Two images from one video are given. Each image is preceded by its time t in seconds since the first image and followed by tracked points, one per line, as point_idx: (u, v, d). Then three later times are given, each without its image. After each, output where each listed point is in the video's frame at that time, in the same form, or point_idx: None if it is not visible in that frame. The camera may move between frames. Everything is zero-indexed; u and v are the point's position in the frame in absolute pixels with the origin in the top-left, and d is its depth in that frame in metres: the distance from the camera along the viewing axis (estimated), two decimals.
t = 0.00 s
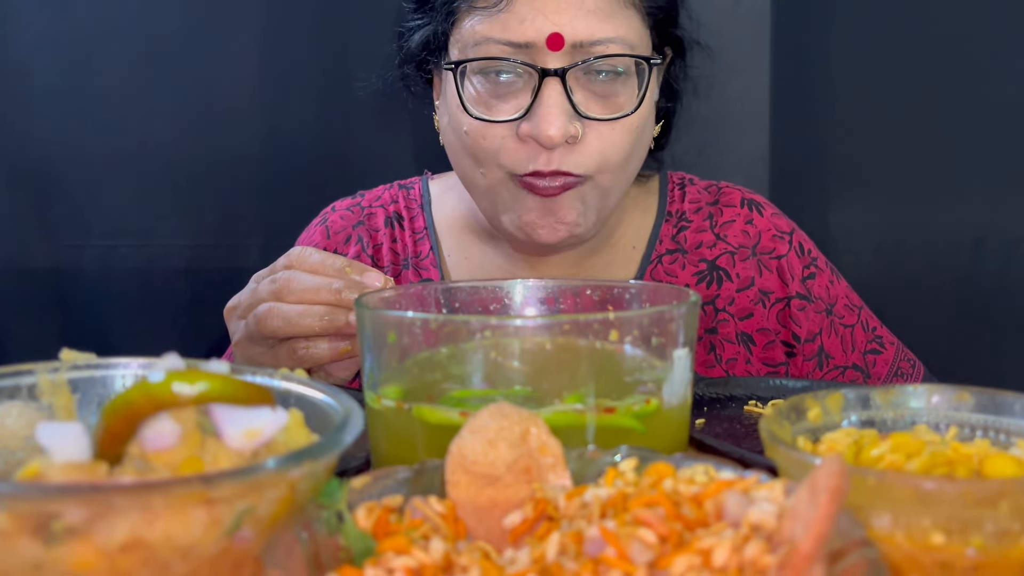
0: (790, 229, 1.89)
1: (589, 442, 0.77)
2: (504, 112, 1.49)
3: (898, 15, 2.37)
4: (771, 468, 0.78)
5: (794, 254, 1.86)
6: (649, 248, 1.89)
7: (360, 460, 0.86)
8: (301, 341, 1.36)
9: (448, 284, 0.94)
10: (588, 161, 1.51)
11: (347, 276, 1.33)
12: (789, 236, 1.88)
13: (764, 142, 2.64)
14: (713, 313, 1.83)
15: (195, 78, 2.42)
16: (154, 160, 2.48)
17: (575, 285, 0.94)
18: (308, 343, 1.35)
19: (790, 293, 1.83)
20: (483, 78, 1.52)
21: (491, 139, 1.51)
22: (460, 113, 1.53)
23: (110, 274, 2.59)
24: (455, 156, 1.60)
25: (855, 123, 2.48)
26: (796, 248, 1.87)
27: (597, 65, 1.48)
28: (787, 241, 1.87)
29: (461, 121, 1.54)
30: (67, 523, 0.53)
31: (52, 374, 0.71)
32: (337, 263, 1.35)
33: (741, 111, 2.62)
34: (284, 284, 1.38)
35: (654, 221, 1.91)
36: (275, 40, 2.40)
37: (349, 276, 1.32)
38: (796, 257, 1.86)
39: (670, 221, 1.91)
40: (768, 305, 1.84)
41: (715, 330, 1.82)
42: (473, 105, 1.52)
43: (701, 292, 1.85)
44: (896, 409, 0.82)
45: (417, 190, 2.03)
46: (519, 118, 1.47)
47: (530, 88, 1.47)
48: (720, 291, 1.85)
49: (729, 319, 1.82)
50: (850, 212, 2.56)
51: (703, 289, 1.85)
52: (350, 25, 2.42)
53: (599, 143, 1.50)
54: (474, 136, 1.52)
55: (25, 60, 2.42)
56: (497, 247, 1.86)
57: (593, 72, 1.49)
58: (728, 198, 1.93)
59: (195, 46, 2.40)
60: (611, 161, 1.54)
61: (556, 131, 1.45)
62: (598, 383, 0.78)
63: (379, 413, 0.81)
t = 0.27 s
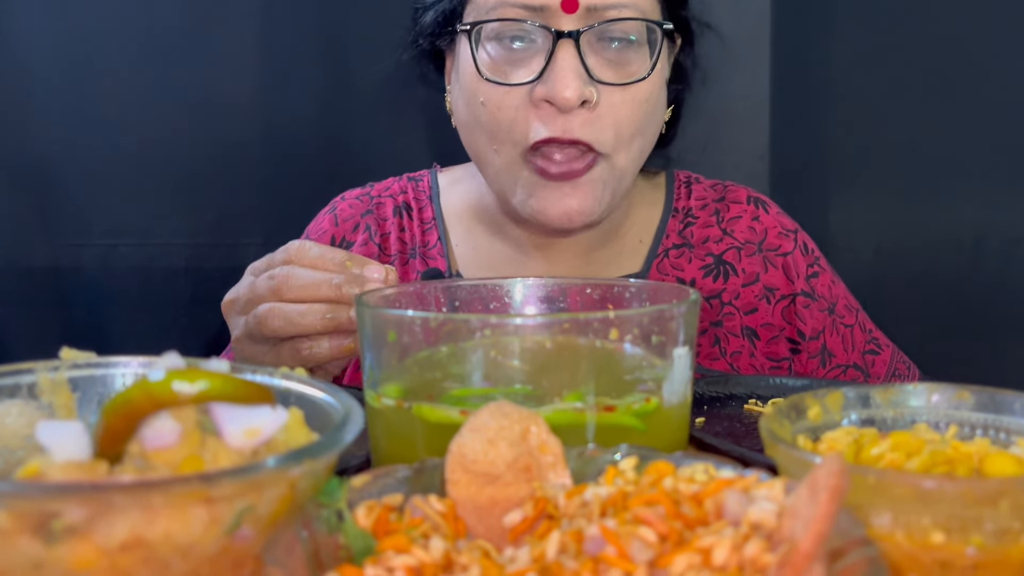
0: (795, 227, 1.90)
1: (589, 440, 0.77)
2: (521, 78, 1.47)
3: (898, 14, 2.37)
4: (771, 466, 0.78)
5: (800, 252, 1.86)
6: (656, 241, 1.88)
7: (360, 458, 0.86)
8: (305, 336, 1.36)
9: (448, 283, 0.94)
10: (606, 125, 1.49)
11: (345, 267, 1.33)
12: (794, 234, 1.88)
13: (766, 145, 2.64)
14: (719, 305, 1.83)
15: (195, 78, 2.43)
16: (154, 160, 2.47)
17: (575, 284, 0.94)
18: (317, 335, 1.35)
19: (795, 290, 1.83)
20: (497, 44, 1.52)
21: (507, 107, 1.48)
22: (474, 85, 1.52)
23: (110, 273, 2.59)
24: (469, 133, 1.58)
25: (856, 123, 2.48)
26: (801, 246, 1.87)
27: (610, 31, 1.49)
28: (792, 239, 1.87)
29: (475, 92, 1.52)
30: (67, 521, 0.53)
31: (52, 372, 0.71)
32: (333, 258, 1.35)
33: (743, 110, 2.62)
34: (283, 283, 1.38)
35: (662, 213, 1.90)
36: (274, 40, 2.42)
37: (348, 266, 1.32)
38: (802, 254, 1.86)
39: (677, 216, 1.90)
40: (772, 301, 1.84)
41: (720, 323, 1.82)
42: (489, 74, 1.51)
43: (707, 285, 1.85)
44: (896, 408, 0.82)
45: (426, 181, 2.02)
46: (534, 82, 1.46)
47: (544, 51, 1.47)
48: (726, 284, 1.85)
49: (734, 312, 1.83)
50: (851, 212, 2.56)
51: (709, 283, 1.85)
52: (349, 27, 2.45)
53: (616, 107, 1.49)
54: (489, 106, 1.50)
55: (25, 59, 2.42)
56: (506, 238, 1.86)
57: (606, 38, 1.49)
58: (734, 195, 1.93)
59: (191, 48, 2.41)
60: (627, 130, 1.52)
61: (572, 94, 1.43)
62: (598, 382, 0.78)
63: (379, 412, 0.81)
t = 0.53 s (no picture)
0: (813, 234, 1.87)
1: (590, 440, 0.77)
2: (550, 43, 1.46)
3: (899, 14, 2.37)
4: (772, 466, 0.78)
5: (817, 259, 1.84)
6: (678, 238, 1.82)
7: (359, 458, 0.86)
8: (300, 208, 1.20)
9: (448, 282, 0.94)
10: (635, 93, 1.48)
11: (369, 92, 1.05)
12: (812, 240, 1.86)
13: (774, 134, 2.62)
14: (739, 309, 1.79)
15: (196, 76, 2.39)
16: (154, 159, 2.43)
17: (575, 283, 0.94)
18: (312, 210, 1.19)
19: (813, 296, 1.81)
20: (528, 12, 1.49)
21: (535, 70, 1.46)
22: (500, 52, 1.50)
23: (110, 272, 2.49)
24: (490, 102, 1.55)
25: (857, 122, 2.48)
26: (817, 254, 1.85)
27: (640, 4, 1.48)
28: (810, 245, 1.85)
29: (501, 58, 1.50)
30: (67, 520, 0.53)
31: (51, 372, 0.71)
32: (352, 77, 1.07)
33: (748, 105, 2.61)
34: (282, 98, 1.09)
35: (682, 213, 1.85)
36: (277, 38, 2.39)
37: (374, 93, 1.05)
38: (819, 261, 1.84)
39: (698, 217, 1.85)
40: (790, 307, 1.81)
41: (740, 326, 1.78)
42: (517, 40, 1.48)
43: (728, 288, 1.79)
44: (897, 408, 0.82)
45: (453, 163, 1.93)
46: (563, 47, 1.44)
47: (573, 19, 1.46)
48: (746, 288, 1.80)
49: (754, 316, 1.79)
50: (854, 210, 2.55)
51: (729, 286, 1.80)
52: (356, 21, 2.41)
53: (644, 76, 1.49)
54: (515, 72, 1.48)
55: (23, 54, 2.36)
56: (528, 229, 1.78)
57: (635, 10, 1.48)
58: (754, 197, 1.90)
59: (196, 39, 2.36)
60: (656, 96, 1.52)
61: (602, 57, 1.42)
62: (598, 381, 0.77)
63: (378, 411, 0.81)
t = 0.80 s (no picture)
0: (829, 241, 1.83)
1: (589, 440, 0.77)
2: (580, 22, 1.44)
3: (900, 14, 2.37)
4: (773, 466, 0.78)
5: (832, 266, 1.79)
6: (697, 246, 1.77)
7: (360, 458, 0.86)
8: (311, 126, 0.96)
9: (448, 281, 0.94)
10: (660, 84, 1.48)
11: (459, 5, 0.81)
12: (828, 247, 1.81)
13: (781, 133, 2.61)
14: (760, 317, 1.72)
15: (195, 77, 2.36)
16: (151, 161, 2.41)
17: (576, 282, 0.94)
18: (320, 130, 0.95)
19: (828, 304, 1.76)
20: None
21: (561, 52, 1.45)
22: (525, 33, 1.48)
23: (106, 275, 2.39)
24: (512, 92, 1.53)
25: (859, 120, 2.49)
26: (833, 261, 1.81)
27: None
28: (826, 252, 1.80)
29: (526, 41, 1.48)
30: (66, 520, 0.53)
31: (50, 371, 0.70)
32: None
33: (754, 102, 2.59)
34: None
35: (701, 219, 1.81)
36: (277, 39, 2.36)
37: (470, 15, 0.81)
38: (834, 269, 1.79)
39: (716, 221, 1.80)
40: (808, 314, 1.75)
41: (762, 334, 1.71)
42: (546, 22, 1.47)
43: (748, 295, 1.73)
44: (898, 407, 0.82)
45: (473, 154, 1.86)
46: (593, 27, 1.43)
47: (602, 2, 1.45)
48: (766, 295, 1.74)
49: (775, 323, 1.73)
50: (858, 208, 2.55)
51: (749, 293, 1.74)
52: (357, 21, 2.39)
53: (670, 64, 1.49)
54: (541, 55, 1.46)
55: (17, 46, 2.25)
56: (550, 226, 1.70)
57: None
58: (770, 202, 1.85)
59: None
60: (679, 89, 1.51)
61: (631, 38, 1.41)
62: (599, 381, 0.77)
63: (379, 411, 0.81)
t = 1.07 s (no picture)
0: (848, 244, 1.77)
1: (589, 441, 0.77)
2: (605, 17, 1.38)
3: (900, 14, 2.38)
4: (775, 467, 0.77)
5: (850, 272, 1.74)
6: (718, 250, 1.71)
7: (359, 459, 0.86)
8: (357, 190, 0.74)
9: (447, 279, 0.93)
10: (692, 76, 1.45)
11: (659, 170, 0.56)
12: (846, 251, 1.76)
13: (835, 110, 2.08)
14: (782, 324, 1.71)
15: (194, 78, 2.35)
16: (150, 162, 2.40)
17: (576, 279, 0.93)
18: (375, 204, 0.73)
19: (846, 310, 1.73)
20: None
21: (584, 47, 1.41)
22: (545, 23, 1.44)
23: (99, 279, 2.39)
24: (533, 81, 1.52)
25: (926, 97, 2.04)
26: (852, 264, 1.76)
27: None
28: (844, 257, 1.75)
29: (546, 31, 1.45)
30: (63, 520, 0.53)
31: (46, 371, 0.70)
32: (641, 139, 0.57)
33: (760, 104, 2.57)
34: (493, 100, 0.58)
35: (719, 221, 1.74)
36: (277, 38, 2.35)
37: (676, 196, 0.55)
38: (852, 274, 1.74)
39: (735, 226, 1.73)
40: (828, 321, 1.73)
41: (785, 342, 1.71)
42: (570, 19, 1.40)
43: (769, 303, 1.70)
44: (901, 407, 0.81)
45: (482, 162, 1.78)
46: (617, 23, 1.38)
47: None
48: (787, 303, 1.71)
49: (797, 330, 1.72)
50: (914, 204, 2.10)
51: (770, 301, 1.71)
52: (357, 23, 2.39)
53: (701, 56, 1.44)
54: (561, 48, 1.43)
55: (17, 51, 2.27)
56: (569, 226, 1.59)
57: None
58: (788, 204, 1.77)
59: None
60: (715, 79, 1.49)
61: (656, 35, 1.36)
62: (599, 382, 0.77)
63: (378, 412, 0.80)
